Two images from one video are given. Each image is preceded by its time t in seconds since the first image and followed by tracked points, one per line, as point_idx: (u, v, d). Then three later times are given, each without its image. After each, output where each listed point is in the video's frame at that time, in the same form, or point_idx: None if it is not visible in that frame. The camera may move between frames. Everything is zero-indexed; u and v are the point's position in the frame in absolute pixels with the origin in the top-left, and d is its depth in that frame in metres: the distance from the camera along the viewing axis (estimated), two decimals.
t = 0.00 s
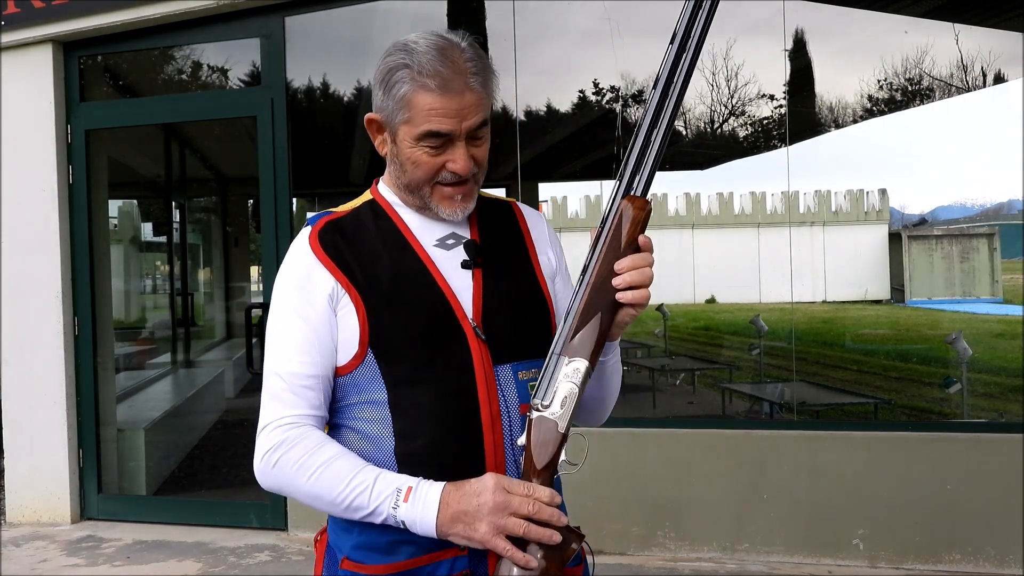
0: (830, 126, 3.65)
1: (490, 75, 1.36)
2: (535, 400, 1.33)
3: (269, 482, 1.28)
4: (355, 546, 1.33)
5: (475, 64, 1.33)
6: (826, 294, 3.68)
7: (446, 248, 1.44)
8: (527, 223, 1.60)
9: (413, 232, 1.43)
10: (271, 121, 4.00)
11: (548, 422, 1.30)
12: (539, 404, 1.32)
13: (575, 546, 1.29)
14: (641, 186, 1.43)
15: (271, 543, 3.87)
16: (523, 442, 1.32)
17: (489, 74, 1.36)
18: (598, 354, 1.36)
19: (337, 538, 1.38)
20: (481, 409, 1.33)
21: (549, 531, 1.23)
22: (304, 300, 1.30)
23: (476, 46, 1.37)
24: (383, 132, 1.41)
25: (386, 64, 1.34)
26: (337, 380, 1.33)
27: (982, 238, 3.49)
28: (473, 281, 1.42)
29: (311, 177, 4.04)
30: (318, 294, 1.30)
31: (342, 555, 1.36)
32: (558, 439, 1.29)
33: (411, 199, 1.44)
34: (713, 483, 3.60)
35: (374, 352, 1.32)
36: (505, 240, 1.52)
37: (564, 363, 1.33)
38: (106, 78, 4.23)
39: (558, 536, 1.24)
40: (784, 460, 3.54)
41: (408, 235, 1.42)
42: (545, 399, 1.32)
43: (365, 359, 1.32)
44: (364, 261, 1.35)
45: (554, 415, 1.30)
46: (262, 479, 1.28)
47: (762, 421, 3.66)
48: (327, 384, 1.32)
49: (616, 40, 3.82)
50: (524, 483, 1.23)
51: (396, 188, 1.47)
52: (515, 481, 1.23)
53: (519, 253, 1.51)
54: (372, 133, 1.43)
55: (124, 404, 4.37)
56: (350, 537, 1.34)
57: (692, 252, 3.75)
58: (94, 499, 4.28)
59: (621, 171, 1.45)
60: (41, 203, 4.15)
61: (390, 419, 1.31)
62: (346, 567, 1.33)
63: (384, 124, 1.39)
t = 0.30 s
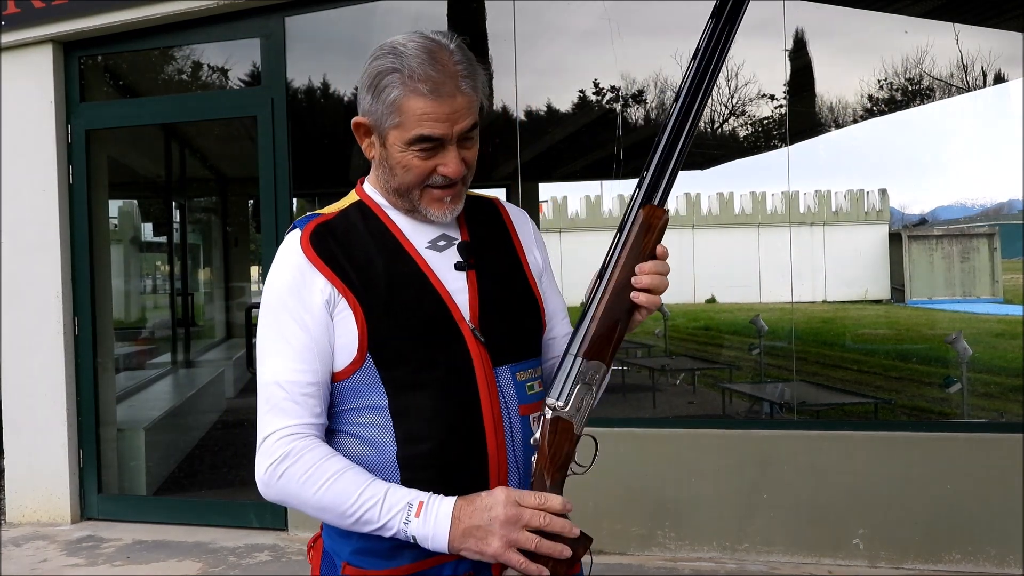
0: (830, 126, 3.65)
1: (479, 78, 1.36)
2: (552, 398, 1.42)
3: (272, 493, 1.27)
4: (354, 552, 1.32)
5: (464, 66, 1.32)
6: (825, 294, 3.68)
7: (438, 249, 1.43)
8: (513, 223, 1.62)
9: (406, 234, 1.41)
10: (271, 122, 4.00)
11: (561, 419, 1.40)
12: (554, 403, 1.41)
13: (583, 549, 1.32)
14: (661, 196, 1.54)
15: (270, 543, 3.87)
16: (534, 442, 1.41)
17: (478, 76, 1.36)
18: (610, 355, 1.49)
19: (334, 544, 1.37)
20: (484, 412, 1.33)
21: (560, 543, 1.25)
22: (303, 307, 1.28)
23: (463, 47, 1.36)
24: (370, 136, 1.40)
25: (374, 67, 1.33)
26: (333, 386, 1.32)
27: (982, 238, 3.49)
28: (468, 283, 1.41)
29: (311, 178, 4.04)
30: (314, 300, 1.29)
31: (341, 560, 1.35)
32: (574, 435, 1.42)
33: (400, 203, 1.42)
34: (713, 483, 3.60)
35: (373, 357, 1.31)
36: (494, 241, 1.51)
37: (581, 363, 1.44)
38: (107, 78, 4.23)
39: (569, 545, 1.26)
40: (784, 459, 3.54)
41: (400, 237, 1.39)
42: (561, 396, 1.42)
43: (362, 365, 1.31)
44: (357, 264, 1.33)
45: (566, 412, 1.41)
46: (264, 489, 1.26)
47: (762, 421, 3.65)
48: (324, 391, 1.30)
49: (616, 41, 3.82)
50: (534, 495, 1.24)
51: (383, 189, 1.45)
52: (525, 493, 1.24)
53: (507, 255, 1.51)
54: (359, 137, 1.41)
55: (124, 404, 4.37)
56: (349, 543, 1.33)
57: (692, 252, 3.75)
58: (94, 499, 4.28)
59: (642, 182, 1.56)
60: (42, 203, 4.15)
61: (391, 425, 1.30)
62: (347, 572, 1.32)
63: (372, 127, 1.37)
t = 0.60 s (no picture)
0: (830, 126, 3.65)
1: (471, 77, 1.36)
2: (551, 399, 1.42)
3: (266, 498, 1.26)
4: (349, 556, 1.32)
5: (455, 66, 1.32)
6: (825, 294, 3.68)
7: (430, 250, 1.43)
8: (503, 225, 1.62)
9: (398, 235, 1.41)
10: (271, 122, 4.00)
11: (562, 420, 1.41)
12: (555, 403, 1.42)
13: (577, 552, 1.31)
14: (660, 194, 1.53)
15: (270, 543, 3.87)
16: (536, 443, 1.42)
17: (468, 76, 1.36)
18: (610, 357, 1.49)
19: (328, 548, 1.36)
20: (478, 413, 1.33)
21: (559, 547, 1.24)
22: (295, 309, 1.27)
23: (454, 46, 1.36)
24: (362, 136, 1.39)
25: (365, 67, 1.33)
26: (326, 388, 1.32)
27: (982, 238, 3.49)
28: (460, 283, 1.42)
29: (311, 178, 4.04)
30: (307, 301, 1.28)
31: (336, 564, 1.35)
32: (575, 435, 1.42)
33: (393, 204, 1.41)
34: (713, 483, 3.60)
35: (366, 358, 1.30)
36: (485, 243, 1.52)
37: (582, 364, 1.45)
38: (107, 78, 4.23)
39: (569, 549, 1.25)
40: (784, 459, 3.54)
41: (393, 237, 1.39)
42: (561, 396, 1.43)
43: (356, 366, 1.30)
44: (351, 265, 1.33)
45: (566, 412, 1.41)
46: (259, 494, 1.25)
47: (762, 421, 3.65)
48: (318, 393, 1.29)
49: (616, 41, 3.82)
50: (533, 499, 1.23)
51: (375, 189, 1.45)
52: (524, 496, 1.23)
53: (498, 255, 1.52)
54: (351, 138, 1.41)
55: (124, 404, 4.37)
56: (343, 547, 1.32)
57: (692, 252, 3.75)
58: (94, 499, 4.28)
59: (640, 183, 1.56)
60: (42, 203, 4.15)
61: (385, 426, 1.30)
62: None
63: (363, 128, 1.37)
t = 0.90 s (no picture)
0: (830, 126, 3.65)
1: (460, 74, 1.36)
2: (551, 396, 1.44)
3: (246, 502, 1.24)
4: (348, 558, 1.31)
5: (444, 62, 1.33)
6: (825, 294, 3.68)
7: (424, 249, 1.42)
8: (495, 222, 1.63)
9: (392, 235, 1.40)
10: (271, 122, 4.01)
11: (561, 419, 1.42)
12: (553, 403, 1.43)
13: (576, 547, 1.43)
14: (648, 188, 1.52)
15: (271, 543, 3.86)
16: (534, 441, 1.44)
17: (458, 72, 1.36)
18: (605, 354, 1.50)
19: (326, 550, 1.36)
20: (477, 413, 1.34)
21: None
22: (288, 311, 1.27)
23: (443, 43, 1.37)
24: (352, 136, 1.39)
25: (353, 66, 1.33)
26: (321, 389, 1.31)
27: (982, 238, 3.49)
28: (455, 283, 1.41)
29: (311, 178, 4.04)
30: (301, 303, 1.27)
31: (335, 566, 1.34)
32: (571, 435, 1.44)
33: (386, 204, 1.40)
34: (713, 483, 3.60)
35: (362, 359, 1.30)
36: (478, 242, 1.52)
37: (579, 363, 1.46)
38: (106, 78, 4.23)
39: None
40: (783, 459, 3.54)
41: (386, 237, 1.39)
42: (560, 396, 1.44)
43: (353, 366, 1.30)
44: (346, 266, 1.33)
45: (565, 412, 1.43)
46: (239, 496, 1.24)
47: (761, 421, 3.66)
48: (311, 394, 1.29)
49: (616, 41, 3.82)
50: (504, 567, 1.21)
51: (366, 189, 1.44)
52: (496, 562, 1.21)
53: (491, 255, 1.52)
54: (342, 138, 1.40)
55: (124, 404, 4.37)
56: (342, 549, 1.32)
57: (692, 252, 3.75)
58: (94, 499, 4.28)
59: (629, 175, 1.54)
60: (42, 203, 4.15)
61: (382, 427, 1.30)
62: None
63: (354, 128, 1.36)
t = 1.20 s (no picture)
0: (830, 126, 3.65)
1: (452, 69, 1.36)
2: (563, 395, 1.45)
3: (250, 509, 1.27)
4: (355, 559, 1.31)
5: (435, 58, 1.33)
6: (825, 294, 3.68)
7: (423, 249, 1.42)
8: (490, 217, 1.63)
9: (390, 235, 1.40)
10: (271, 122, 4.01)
11: (576, 420, 1.44)
12: (568, 403, 1.44)
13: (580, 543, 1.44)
14: (653, 190, 1.52)
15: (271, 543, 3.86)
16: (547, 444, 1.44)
17: (449, 68, 1.36)
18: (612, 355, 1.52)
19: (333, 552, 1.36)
20: (483, 414, 1.34)
21: None
22: (288, 319, 1.26)
23: (433, 40, 1.37)
24: (345, 138, 1.39)
25: (344, 66, 1.33)
26: (323, 394, 1.30)
27: (982, 238, 3.49)
28: (456, 283, 1.42)
29: (311, 177, 4.03)
30: (302, 311, 1.27)
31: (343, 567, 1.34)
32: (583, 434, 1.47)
33: (382, 205, 1.40)
34: (713, 483, 3.60)
35: (366, 363, 1.30)
36: (475, 241, 1.52)
37: (592, 364, 1.46)
38: (106, 78, 4.23)
39: None
40: (783, 459, 3.55)
41: (384, 237, 1.39)
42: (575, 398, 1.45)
43: (356, 372, 1.30)
44: (345, 268, 1.32)
45: (580, 412, 1.44)
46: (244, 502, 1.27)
47: (762, 421, 3.66)
48: (312, 401, 1.28)
49: (616, 41, 3.82)
50: None
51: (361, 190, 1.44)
52: None
53: (490, 254, 1.53)
54: (335, 140, 1.40)
55: (124, 404, 4.37)
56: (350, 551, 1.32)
57: (692, 252, 3.75)
58: (94, 499, 4.28)
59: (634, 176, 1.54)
60: (41, 203, 4.15)
61: (387, 432, 1.29)
62: None
63: (346, 129, 1.36)
